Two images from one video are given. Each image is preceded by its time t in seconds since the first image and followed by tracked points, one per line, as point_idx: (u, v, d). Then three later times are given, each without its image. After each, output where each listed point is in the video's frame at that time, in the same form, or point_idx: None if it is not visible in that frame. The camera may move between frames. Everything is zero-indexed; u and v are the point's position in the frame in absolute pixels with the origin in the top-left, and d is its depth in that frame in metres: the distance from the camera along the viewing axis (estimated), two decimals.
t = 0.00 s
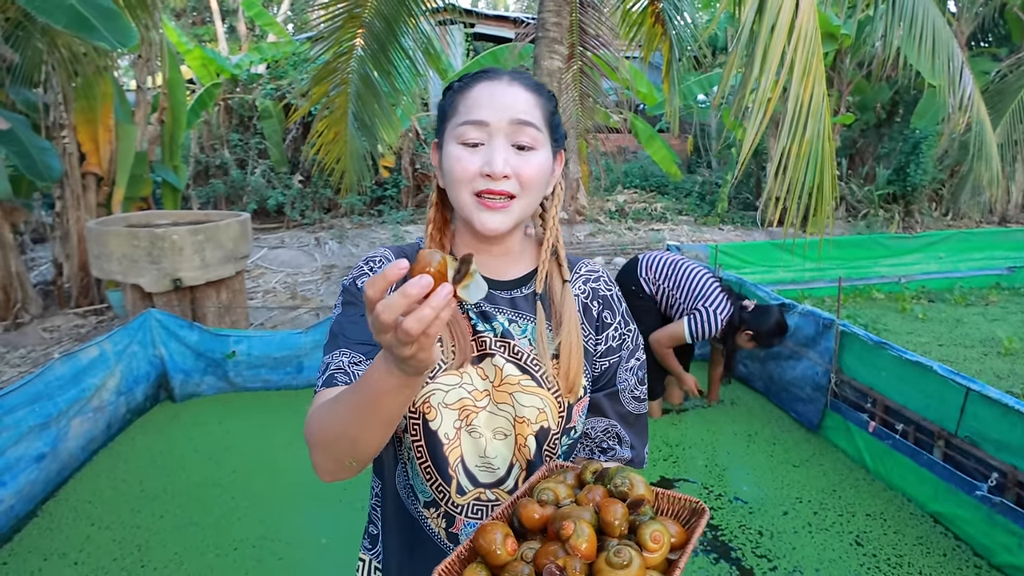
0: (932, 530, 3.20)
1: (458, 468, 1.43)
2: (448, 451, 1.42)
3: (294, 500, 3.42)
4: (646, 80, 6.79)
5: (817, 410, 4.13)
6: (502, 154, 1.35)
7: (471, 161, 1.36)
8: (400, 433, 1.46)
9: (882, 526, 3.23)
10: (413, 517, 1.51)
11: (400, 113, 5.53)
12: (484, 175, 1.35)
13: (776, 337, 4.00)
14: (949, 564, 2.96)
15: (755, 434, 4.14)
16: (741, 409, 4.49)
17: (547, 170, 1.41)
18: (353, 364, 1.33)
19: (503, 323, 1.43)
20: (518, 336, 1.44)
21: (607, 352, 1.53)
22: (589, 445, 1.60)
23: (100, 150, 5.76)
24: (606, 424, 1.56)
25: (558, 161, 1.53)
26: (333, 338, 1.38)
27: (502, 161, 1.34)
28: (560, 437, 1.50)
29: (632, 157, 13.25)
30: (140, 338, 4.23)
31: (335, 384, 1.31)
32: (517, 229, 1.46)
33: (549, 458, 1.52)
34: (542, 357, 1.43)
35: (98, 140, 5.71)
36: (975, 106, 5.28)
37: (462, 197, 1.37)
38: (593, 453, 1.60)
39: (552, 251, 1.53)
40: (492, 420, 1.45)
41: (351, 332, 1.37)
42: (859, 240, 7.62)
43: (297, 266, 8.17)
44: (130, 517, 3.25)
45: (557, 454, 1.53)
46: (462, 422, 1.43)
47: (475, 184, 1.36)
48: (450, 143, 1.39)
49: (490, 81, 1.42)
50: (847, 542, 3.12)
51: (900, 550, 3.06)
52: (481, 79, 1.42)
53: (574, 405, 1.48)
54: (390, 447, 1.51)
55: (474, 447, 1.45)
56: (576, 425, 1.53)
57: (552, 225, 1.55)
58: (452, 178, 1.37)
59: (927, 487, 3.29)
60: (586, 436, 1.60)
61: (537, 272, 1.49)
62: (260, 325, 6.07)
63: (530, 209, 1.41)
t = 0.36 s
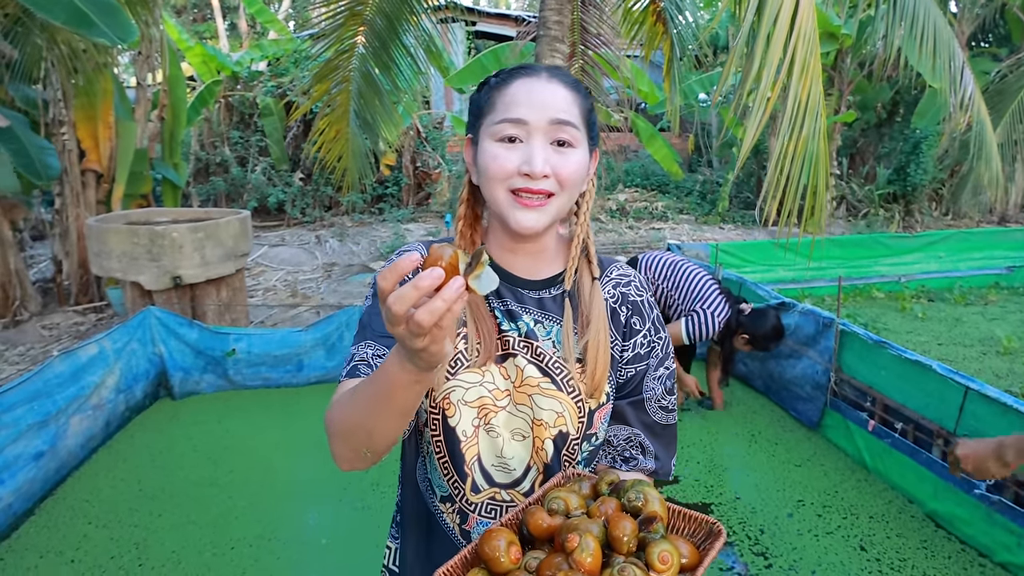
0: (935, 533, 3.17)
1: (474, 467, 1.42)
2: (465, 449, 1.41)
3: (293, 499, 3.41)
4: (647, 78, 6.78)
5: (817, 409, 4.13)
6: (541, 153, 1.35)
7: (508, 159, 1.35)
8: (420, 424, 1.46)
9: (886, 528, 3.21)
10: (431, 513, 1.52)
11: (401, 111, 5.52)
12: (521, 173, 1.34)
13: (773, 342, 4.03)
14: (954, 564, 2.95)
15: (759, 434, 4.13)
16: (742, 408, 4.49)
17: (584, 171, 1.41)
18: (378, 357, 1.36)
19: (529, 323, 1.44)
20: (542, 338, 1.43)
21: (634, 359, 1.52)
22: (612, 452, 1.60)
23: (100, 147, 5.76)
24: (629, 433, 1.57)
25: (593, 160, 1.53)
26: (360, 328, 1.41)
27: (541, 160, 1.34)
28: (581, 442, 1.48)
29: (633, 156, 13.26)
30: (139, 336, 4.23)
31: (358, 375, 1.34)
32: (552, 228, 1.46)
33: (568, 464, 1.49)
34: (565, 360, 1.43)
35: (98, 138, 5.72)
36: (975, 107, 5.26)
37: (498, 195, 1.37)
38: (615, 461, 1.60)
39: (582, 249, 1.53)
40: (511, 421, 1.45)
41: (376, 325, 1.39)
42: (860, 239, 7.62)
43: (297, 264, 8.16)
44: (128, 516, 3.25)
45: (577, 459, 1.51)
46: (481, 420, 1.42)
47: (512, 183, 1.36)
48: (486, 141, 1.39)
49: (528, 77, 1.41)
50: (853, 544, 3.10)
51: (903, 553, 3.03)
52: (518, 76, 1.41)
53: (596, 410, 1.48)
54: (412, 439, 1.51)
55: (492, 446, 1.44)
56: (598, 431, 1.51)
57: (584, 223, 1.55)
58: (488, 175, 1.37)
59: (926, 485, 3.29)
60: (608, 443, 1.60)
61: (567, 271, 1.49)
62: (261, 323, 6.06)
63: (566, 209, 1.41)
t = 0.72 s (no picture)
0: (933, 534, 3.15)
1: (485, 466, 1.42)
2: (477, 447, 1.41)
3: (288, 498, 3.40)
4: (645, 77, 6.78)
5: (814, 408, 4.13)
6: (562, 150, 1.36)
7: (529, 156, 1.36)
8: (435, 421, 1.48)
9: (885, 529, 3.19)
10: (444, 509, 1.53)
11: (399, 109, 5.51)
12: (542, 170, 1.35)
13: (768, 340, 4.01)
14: (950, 566, 2.93)
15: (758, 434, 4.12)
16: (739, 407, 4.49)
17: (606, 170, 1.41)
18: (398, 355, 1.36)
19: (546, 325, 1.44)
20: (558, 339, 1.43)
21: (652, 363, 1.47)
22: (627, 458, 1.52)
23: (96, 144, 5.75)
24: (646, 438, 1.50)
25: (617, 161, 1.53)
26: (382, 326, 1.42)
27: (561, 157, 1.35)
28: (594, 446, 1.45)
29: (631, 155, 13.28)
30: (135, 334, 4.23)
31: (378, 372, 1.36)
32: (574, 228, 1.46)
33: (580, 468, 1.47)
34: (579, 363, 1.41)
35: (93, 135, 5.69)
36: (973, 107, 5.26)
37: (518, 192, 1.38)
38: (630, 468, 1.52)
39: (604, 250, 1.51)
40: (524, 421, 1.44)
41: (397, 322, 1.39)
42: (857, 239, 7.64)
43: (294, 262, 8.15)
44: (123, 513, 3.24)
45: (590, 464, 1.48)
46: (494, 419, 1.42)
47: (533, 180, 1.36)
48: (508, 138, 1.39)
49: (551, 76, 1.42)
50: (851, 548, 3.06)
51: (901, 555, 3.01)
52: (542, 75, 1.42)
53: (609, 414, 1.44)
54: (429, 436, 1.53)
55: (504, 446, 1.43)
56: (612, 435, 1.48)
57: (607, 224, 1.55)
58: (509, 173, 1.38)
59: (922, 484, 3.29)
60: (623, 448, 1.53)
61: (587, 273, 1.48)
62: (258, 321, 6.05)
63: (587, 208, 1.41)
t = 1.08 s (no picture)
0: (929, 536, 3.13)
1: (490, 463, 1.42)
2: (482, 444, 1.41)
3: (286, 496, 3.40)
4: (643, 75, 6.78)
5: (810, 406, 4.14)
6: (564, 149, 1.35)
7: (531, 156, 1.36)
8: (442, 419, 1.49)
9: (883, 531, 3.17)
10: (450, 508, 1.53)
11: (397, 107, 5.50)
12: (545, 170, 1.35)
13: (767, 334, 3.92)
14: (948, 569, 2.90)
15: (757, 433, 4.13)
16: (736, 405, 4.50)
17: (609, 167, 1.40)
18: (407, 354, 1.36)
19: (551, 324, 1.44)
20: (563, 338, 1.43)
21: (657, 364, 1.46)
22: (632, 459, 1.48)
23: (92, 142, 5.67)
24: (649, 440, 1.46)
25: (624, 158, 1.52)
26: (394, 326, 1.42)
27: (564, 156, 1.34)
28: (597, 447, 1.44)
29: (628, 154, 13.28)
30: (131, 333, 4.22)
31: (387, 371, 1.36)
32: (581, 227, 1.45)
33: (583, 468, 1.46)
34: (583, 362, 1.42)
35: (90, 133, 5.62)
36: (970, 106, 5.26)
37: (522, 192, 1.38)
38: (634, 469, 1.47)
39: (611, 248, 1.51)
40: (528, 420, 1.43)
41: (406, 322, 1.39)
42: (854, 238, 7.65)
43: (292, 261, 8.15)
44: (120, 511, 3.24)
45: (594, 465, 1.46)
46: (499, 418, 1.42)
47: (537, 180, 1.36)
48: (512, 140, 1.40)
49: (553, 77, 1.42)
50: (849, 551, 3.04)
51: (898, 558, 2.99)
52: (545, 76, 1.42)
53: (613, 413, 1.44)
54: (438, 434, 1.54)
55: (508, 444, 1.43)
56: (616, 435, 1.46)
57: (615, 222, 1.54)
58: (513, 174, 1.38)
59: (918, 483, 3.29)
60: (627, 449, 1.49)
61: (594, 272, 1.47)
62: (255, 320, 6.04)
63: (593, 206, 1.41)
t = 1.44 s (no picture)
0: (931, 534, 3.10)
1: (478, 446, 1.41)
2: (472, 428, 1.40)
3: (287, 491, 3.40)
4: (645, 72, 6.77)
5: (811, 403, 4.13)
6: (556, 138, 1.37)
7: (524, 146, 1.38)
8: (441, 407, 1.49)
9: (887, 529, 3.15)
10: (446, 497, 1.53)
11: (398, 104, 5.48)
12: (537, 158, 1.36)
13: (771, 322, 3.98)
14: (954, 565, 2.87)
15: (760, 428, 4.11)
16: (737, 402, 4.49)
17: (602, 157, 1.40)
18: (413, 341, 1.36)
19: (545, 312, 1.44)
20: (554, 325, 1.43)
21: (646, 352, 1.42)
22: (618, 447, 1.43)
23: (93, 138, 5.71)
24: (637, 427, 1.41)
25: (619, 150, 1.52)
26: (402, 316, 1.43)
27: (555, 145, 1.35)
28: (584, 432, 1.41)
29: (630, 150, 13.28)
30: (132, 329, 4.22)
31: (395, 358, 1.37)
32: (577, 218, 1.45)
33: (571, 454, 1.41)
34: (571, 347, 1.40)
35: (91, 129, 5.64)
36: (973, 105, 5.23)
37: (516, 180, 1.39)
38: (621, 457, 1.42)
39: (606, 241, 1.48)
40: (518, 405, 1.42)
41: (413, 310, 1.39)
42: (856, 235, 7.65)
43: (293, 257, 8.14)
44: (122, 506, 3.24)
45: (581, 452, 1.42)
46: (490, 402, 1.41)
47: (529, 168, 1.37)
48: (506, 133, 1.42)
49: (546, 73, 1.44)
50: (855, 554, 2.98)
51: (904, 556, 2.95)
52: (538, 72, 1.44)
53: (600, 398, 1.41)
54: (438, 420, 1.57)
55: (496, 428, 1.42)
56: (603, 421, 1.42)
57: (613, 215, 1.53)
58: (507, 164, 1.39)
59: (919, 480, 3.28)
60: (614, 436, 1.44)
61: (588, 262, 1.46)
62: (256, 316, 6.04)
63: (588, 195, 1.41)
